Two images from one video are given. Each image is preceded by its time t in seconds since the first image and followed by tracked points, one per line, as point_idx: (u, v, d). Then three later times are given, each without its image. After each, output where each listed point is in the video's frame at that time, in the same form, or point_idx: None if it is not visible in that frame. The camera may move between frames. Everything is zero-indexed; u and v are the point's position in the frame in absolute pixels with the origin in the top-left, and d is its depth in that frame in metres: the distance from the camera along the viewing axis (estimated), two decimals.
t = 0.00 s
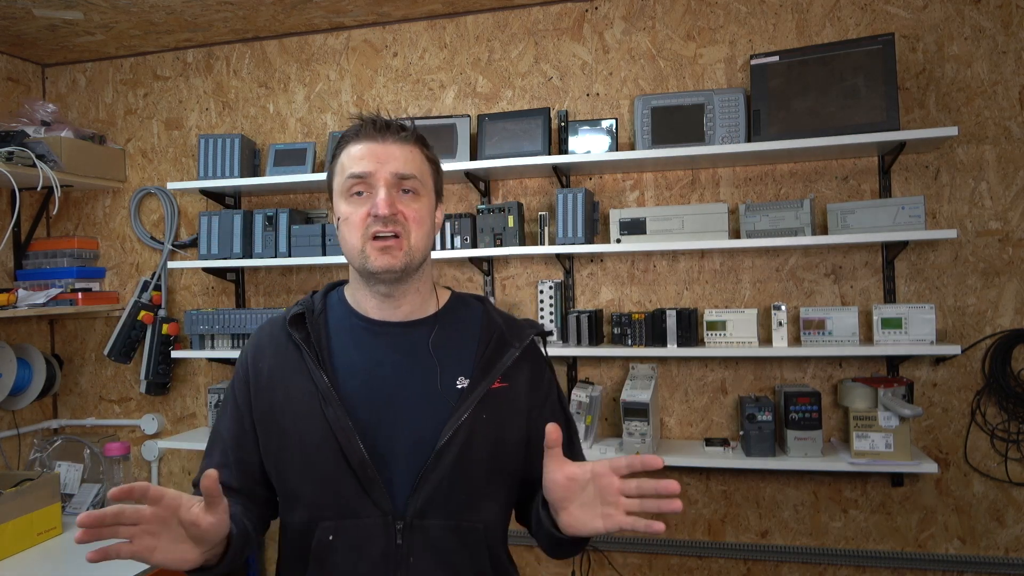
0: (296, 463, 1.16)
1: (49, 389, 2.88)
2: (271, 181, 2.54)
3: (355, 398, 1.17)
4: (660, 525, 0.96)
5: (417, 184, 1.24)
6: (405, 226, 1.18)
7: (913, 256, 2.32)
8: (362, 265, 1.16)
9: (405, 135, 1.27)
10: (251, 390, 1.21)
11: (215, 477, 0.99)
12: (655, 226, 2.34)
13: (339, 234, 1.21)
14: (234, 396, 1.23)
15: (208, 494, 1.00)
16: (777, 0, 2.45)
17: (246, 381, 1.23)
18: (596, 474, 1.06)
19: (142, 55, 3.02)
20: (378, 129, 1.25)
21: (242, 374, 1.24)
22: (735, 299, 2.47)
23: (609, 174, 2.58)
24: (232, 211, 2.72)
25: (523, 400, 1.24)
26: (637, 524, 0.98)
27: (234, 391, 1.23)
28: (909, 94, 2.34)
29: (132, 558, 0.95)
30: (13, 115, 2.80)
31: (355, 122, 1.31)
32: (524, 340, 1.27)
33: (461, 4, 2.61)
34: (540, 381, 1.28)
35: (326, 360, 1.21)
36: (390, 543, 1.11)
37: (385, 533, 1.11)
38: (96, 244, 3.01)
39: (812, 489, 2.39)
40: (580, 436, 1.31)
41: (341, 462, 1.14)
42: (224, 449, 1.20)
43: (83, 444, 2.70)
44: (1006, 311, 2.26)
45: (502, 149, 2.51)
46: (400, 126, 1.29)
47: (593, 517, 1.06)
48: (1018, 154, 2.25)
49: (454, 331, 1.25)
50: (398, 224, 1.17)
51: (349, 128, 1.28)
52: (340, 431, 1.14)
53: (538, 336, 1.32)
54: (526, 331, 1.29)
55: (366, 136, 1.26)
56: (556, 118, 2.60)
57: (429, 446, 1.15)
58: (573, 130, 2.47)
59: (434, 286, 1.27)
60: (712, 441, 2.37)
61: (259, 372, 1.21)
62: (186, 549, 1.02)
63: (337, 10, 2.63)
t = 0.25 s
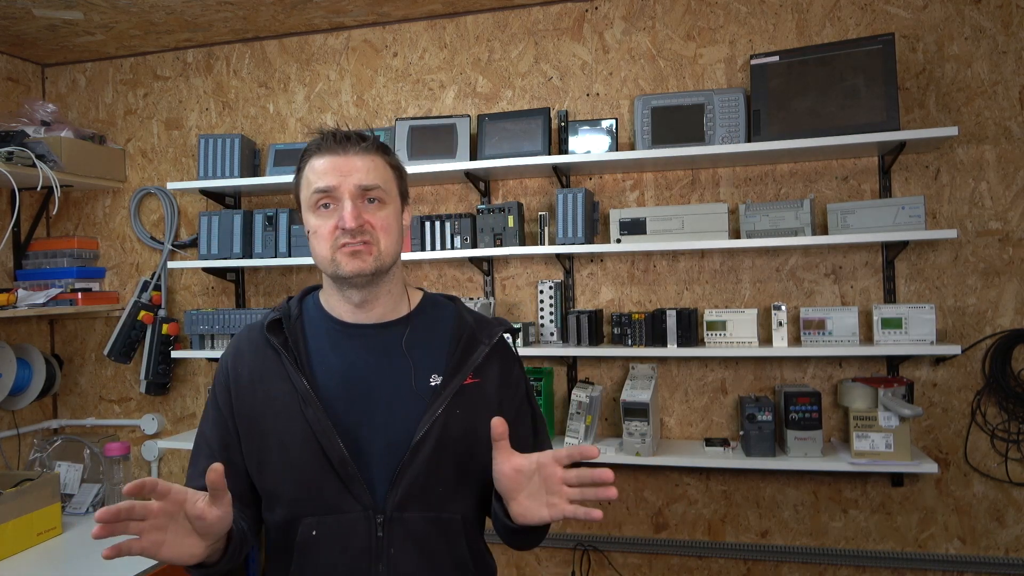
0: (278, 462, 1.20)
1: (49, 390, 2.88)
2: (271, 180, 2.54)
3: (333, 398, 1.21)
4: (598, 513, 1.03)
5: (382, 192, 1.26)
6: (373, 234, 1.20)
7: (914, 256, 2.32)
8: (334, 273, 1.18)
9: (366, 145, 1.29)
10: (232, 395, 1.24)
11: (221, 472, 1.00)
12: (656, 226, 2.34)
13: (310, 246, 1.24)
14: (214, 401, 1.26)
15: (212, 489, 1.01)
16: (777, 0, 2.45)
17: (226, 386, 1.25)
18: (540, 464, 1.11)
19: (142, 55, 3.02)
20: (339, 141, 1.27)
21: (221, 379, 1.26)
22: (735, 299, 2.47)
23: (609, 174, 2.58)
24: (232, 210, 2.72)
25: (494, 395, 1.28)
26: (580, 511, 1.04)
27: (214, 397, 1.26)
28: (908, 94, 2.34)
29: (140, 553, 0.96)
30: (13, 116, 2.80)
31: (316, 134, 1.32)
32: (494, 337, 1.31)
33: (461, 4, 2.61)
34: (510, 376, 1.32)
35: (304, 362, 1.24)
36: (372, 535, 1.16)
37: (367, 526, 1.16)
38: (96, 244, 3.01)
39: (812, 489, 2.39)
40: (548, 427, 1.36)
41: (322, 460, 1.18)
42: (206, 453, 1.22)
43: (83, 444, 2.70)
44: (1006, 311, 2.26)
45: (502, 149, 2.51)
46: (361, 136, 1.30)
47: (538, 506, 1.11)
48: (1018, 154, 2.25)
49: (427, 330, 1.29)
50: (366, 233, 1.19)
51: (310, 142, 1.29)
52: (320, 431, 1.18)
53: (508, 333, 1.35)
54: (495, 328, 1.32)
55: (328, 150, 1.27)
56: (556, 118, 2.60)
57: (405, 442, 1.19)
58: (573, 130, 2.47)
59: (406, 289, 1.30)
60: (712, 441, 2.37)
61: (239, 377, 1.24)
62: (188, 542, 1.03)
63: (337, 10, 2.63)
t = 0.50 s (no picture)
0: (264, 464, 1.20)
1: (49, 389, 2.88)
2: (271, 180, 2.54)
3: (317, 400, 1.21)
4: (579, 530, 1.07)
5: (353, 199, 1.25)
6: (348, 242, 1.21)
7: (914, 256, 2.32)
8: (314, 284, 1.19)
9: (333, 153, 1.28)
10: (216, 401, 1.24)
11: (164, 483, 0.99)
12: (656, 226, 2.34)
13: (287, 258, 1.24)
14: (197, 409, 1.25)
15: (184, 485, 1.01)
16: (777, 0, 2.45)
17: (209, 393, 1.25)
18: (528, 472, 1.15)
19: (142, 55, 3.02)
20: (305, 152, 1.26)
21: (204, 386, 1.25)
22: (735, 299, 2.47)
23: (609, 174, 2.58)
24: (232, 211, 2.72)
25: (473, 392, 1.29)
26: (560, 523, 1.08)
27: (197, 404, 1.26)
28: (909, 94, 2.34)
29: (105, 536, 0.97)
30: (12, 115, 2.80)
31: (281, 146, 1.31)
32: (472, 335, 1.32)
33: (461, 4, 2.61)
34: (488, 372, 1.34)
35: (287, 366, 1.24)
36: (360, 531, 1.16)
37: (356, 522, 1.16)
38: (96, 244, 3.01)
39: (812, 489, 2.39)
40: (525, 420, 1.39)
41: (307, 460, 1.18)
42: (192, 458, 1.22)
43: (83, 444, 2.70)
44: (1006, 311, 2.26)
45: (502, 149, 2.51)
46: (326, 145, 1.29)
47: (519, 510, 1.15)
48: (1018, 154, 2.25)
49: (408, 329, 1.29)
50: (341, 241, 1.20)
51: (277, 155, 1.28)
52: (305, 432, 1.18)
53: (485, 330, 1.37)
54: (472, 325, 1.34)
55: (296, 161, 1.26)
56: (556, 118, 2.60)
57: (389, 441, 1.20)
58: (573, 130, 2.48)
59: (384, 292, 1.31)
60: (712, 441, 2.37)
61: (222, 383, 1.24)
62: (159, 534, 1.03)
63: (337, 10, 2.63)
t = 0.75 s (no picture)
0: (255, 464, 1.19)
1: (49, 389, 2.88)
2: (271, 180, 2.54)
3: (307, 400, 1.21)
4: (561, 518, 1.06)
5: (337, 200, 1.26)
6: (333, 242, 1.21)
7: (914, 256, 2.32)
8: (301, 285, 1.19)
9: (315, 156, 1.29)
10: (205, 403, 1.23)
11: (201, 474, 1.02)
12: (656, 226, 2.34)
13: (275, 262, 1.24)
14: (186, 411, 1.24)
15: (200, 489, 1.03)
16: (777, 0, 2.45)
17: (198, 395, 1.24)
18: (515, 463, 1.15)
19: (142, 55, 3.02)
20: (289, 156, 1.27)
21: (192, 388, 1.24)
22: (735, 299, 2.47)
23: (609, 174, 2.58)
24: (232, 211, 2.72)
25: (461, 389, 1.30)
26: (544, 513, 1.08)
27: (185, 407, 1.24)
28: (909, 94, 2.34)
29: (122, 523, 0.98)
30: (12, 115, 2.80)
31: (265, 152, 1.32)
32: (459, 334, 1.33)
33: (461, 4, 2.61)
34: (474, 370, 1.35)
35: (276, 366, 1.24)
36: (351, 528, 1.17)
37: (348, 519, 1.17)
38: (96, 244, 3.01)
39: (812, 489, 2.39)
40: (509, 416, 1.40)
41: (298, 460, 1.18)
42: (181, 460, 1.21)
43: (83, 444, 2.71)
44: (1006, 311, 2.26)
45: (502, 148, 2.51)
46: (309, 148, 1.30)
47: (505, 501, 1.15)
48: (1019, 154, 2.25)
49: (395, 328, 1.30)
50: (327, 242, 1.20)
51: (261, 160, 1.29)
52: (296, 432, 1.18)
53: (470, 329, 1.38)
54: (458, 325, 1.34)
55: (280, 165, 1.27)
56: (556, 118, 2.60)
57: (379, 439, 1.20)
58: (573, 130, 2.48)
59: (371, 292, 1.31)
60: (712, 441, 2.37)
61: (211, 384, 1.23)
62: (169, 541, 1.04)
63: (336, 10, 2.63)
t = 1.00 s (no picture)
0: (250, 464, 1.19)
1: (49, 389, 2.88)
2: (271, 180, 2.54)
3: (302, 399, 1.21)
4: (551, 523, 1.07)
5: (329, 199, 1.26)
6: (326, 240, 1.21)
7: (914, 256, 2.32)
8: (295, 283, 1.18)
9: (306, 157, 1.29)
10: (201, 403, 1.23)
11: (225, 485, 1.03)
12: (656, 226, 2.34)
13: (268, 261, 1.24)
14: (181, 412, 1.23)
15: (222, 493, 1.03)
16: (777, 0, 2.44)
17: (194, 395, 1.23)
18: (506, 469, 1.17)
19: (142, 55, 3.02)
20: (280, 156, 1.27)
21: (187, 388, 1.24)
22: (735, 299, 2.47)
23: (609, 174, 2.58)
24: (232, 211, 2.72)
25: (454, 389, 1.31)
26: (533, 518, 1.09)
27: (181, 407, 1.24)
28: (908, 94, 2.34)
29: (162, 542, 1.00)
30: (12, 115, 2.80)
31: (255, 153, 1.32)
32: (452, 334, 1.33)
33: (461, 4, 2.61)
34: (467, 370, 1.36)
35: (271, 366, 1.24)
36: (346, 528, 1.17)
37: (343, 519, 1.17)
38: (96, 244, 3.01)
39: (812, 489, 2.39)
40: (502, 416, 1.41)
41: (293, 459, 1.18)
42: (177, 461, 1.20)
43: (83, 444, 2.71)
44: (1006, 311, 2.26)
45: (502, 148, 2.51)
46: (300, 149, 1.30)
47: (495, 506, 1.16)
48: (1019, 154, 2.25)
49: (389, 328, 1.30)
50: (319, 240, 1.20)
51: (253, 161, 1.29)
52: (292, 432, 1.18)
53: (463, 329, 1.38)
54: (451, 325, 1.35)
55: (272, 166, 1.27)
56: (556, 118, 2.60)
57: (374, 438, 1.21)
58: (573, 130, 2.48)
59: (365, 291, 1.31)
60: (712, 441, 2.37)
61: (206, 384, 1.23)
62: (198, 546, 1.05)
63: (336, 10, 2.63)
